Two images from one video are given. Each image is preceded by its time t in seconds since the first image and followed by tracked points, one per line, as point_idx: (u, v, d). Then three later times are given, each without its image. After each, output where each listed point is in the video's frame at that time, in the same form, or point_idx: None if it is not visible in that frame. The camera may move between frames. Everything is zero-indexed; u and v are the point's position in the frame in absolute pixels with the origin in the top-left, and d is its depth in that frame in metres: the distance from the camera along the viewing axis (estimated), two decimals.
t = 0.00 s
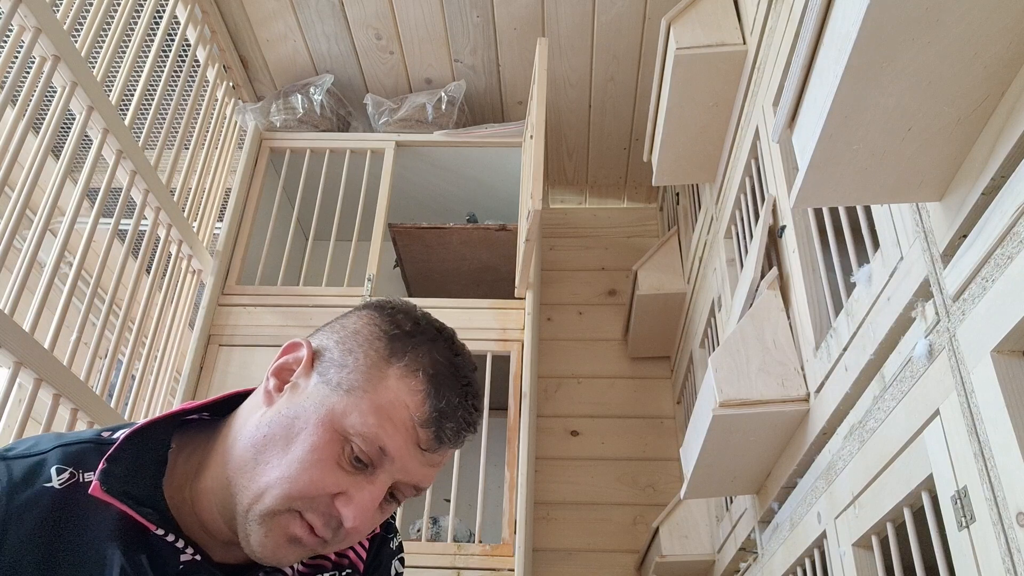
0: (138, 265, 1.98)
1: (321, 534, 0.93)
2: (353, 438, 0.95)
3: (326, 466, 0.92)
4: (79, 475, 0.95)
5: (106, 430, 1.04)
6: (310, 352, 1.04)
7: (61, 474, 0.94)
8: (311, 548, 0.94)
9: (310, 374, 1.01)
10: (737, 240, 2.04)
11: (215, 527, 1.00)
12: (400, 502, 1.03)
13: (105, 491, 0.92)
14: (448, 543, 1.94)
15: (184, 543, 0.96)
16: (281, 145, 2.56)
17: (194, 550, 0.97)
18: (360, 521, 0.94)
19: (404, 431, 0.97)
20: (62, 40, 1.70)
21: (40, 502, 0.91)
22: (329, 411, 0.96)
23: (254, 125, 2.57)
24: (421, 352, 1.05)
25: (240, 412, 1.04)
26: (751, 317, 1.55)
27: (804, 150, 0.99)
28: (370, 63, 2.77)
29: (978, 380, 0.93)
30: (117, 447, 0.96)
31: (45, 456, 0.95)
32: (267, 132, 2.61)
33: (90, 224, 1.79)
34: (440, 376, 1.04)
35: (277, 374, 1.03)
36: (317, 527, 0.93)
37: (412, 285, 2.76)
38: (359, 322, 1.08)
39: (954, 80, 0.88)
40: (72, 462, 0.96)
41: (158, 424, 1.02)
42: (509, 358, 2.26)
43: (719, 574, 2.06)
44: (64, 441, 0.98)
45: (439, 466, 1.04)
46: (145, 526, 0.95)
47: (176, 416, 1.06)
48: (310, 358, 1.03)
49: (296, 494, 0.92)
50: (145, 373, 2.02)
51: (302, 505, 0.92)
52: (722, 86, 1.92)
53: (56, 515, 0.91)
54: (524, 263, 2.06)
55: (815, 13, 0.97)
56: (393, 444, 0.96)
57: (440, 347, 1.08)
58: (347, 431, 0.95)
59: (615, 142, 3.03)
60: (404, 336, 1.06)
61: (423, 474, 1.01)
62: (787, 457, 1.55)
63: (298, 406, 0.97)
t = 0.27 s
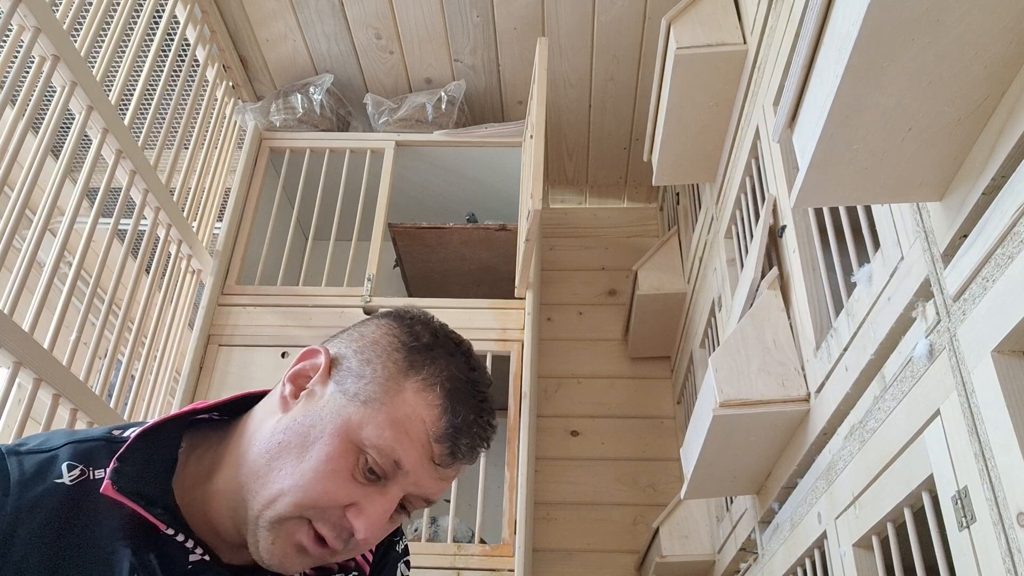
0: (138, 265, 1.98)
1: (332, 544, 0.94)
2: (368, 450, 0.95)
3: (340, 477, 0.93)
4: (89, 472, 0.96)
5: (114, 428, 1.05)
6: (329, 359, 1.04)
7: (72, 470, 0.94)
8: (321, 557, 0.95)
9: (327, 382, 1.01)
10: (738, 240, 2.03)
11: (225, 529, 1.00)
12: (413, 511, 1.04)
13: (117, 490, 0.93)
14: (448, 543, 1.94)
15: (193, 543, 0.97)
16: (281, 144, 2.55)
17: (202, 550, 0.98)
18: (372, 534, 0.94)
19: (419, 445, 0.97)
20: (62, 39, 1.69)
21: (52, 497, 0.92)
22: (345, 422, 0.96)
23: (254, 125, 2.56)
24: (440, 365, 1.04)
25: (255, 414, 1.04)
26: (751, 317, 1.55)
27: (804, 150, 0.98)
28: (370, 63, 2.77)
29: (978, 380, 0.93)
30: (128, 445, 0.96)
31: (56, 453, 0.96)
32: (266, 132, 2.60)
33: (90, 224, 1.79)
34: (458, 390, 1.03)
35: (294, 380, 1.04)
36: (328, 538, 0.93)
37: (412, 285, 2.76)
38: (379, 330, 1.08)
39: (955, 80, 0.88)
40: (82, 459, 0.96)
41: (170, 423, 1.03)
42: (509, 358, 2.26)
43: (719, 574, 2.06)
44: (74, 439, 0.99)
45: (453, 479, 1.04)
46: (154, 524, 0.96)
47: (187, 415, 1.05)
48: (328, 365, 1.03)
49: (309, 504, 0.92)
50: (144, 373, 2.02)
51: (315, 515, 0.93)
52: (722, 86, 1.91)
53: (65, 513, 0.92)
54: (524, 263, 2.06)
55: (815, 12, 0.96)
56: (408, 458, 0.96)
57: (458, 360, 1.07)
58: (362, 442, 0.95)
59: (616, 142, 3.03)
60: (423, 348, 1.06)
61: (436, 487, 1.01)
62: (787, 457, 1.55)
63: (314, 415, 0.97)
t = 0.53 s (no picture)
0: (138, 265, 1.98)
1: (338, 548, 0.94)
2: (378, 455, 0.95)
3: (349, 481, 0.93)
4: (97, 469, 0.96)
5: (122, 427, 1.05)
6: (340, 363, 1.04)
7: (79, 467, 0.94)
8: (327, 561, 0.95)
9: (338, 386, 1.01)
10: (738, 240, 2.03)
11: (230, 531, 1.01)
12: (419, 517, 1.04)
13: (124, 488, 0.92)
14: (448, 543, 1.94)
15: (198, 543, 0.97)
16: (281, 145, 2.54)
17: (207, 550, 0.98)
18: (379, 538, 0.95)
19: (428, 451, 0.97)
20: (62, 39, 1.69)
21: (60, 494, 0.92)
22: (355, 426, 0.96)
23: (254, 125, 2.56)
24: (450, 372, 1.04)
25: (264, 415, 1.04)
26: (751, 317, 1.55)
27: (804, 150, 0.98)
28: (370, 63, 2.77)
29: (978, 380, 0.93)
30: (135, 444, 0.96)
31: (65, 450, 0.96)
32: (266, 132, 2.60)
33: (90, 223, 1.79)
34: (468, 397, 1.03)
35: (305, 383, 1.04)
36: (335, 542, 0.93)
37: (412, 285, 2.76)
38: (389, 335, 1.08)
39: (955, 80, 0.88)
40: (89, 456, 0.97)
41: (177, 423, 1.03)
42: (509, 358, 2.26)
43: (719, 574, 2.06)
44: (82, 437, 0.99)
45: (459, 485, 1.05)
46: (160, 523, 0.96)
47: (192, 416, 1.06)
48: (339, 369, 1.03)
49: (317, 507, 0.93)
50: (144, 373, 2.02)
51: (322, 519, 0.93)
52: (722, 86, 1.91)
53: (71, 510, 0.92)
54: (524, 263, 2.06)
55: (815, 12, 0.96)
56: (417, 463, 0.96)
57: (468, 367, 1.07)
58: (372, 447, 0.95)
59: (616, 142, 3.03)
60: (434, 354, 1.06)
61: (444, 493, 1.01)
62: (787, 457, 1.55)
63: (324, 419, 0.97)
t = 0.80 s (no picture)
0: (138, 265, 1.98)
1: (342, 550, 0.94)
2: (383, 457, 0.95)
3: (354, 483, 0.93)
4: (102, 464, 0.96)
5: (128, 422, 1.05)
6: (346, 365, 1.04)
7: (84, 462, 0.94)
8: (331, 563, 0.95)
9: (343, 387, 1.01)
10: (738, 240, 2.03)
11: (234, 529, 1.00)
12: (422, 519, 1.04)
13: (132, 482, 0.92)
14: (448, 543, 1.94)
15: (205, 538, 0.97)
16: (281, 145, 2.54)
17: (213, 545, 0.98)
18: (382, 540, 0.95)
19: (433, 454, 0.97)
20: (62, 39, 1.69)
21: (65, 488, 0.92)
22: (360, 429, 0.96)
23: (254, 125, 2.56)
24: (456, 376, 1.04)
25: (270, 416, 1.04)
26: (751, 317, 1.55)
27: (804, 150, 0.98)
28: (370, 63, 2.77)
29: (978, 380, 0.92)
30: (142, 439, 0.96)
31: (71, 445, 0.96)
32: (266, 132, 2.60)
33: (90, 223, 1.79)
34: (474, 401, 1.03)
35: (310, 384, 1.04)
36: (339, 544, 0.94)
37: (412, 285, 2.76)
38: (395, 338, 1.08)
39: (954, 80, 0.88)
40: (95, 450, 0.96)
41: (182, 418, 1.02)
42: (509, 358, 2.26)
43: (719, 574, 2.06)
44: (88, 431, 0.99)
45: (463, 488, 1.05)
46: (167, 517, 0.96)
47: (199, 411, 1.05)
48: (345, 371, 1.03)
49: (321, 509, 0.93)
50: (144, 373, 2.02)
51: (327, 521, 0.93)
52: (721, 86, 1.91)
53: (74, 507, 0.91)
54: (524, 263, 2.06)
55: (815, 12, 0.96)
56: (422, 466, 0.96)
57: (474, 371, 1.07)
58: (377, 449, 0.95)
59: (616, 142, 3.03)
60: (440, 357, 1.06)
61: (448, 496, 1.01)
62: (787, 457, 1.55)
63: (330, 421, 0.98)
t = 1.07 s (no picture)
0: (138, 265, 1.98)
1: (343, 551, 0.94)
2: (385, 459, 0.95)
3: (356, 484, 0.93)
4: (105, 458, 0.96)
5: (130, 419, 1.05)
6: (349, 366, 1.04)
7: (88, 456, 0.95)
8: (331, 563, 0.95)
9: (346, 388, 1.01)
10: (738, 240, 2.03)
11: (237, 528, 1.01)
12: (422, 521, 1.04)
13: (137, 476, 0.92)
14: (448, 543, 1.94)
15: (209, 534, 0.96)
16: (281, 145, 2.54)
17: (216, 542, 0.97)
18: (383, 542, 0.95)
19: (435, 456, 0.98)
20: (62, 39, 1.69)
21: (69, 481, 0.92)
22: (363, 430, 0.96)
23: (254, 125, 2.56)
24: (459, 378, 1.04)
25: (272, 415, 1.04)
26: (751, 317, 1.55)
27: (804, 150, 0.98)
28: (370, 63, 2.77)
29: (978, 380, 0.93)
30: (146, 435, 0.96)
31: (74, 439, 0.96)
32: (266, 132, 2.60)
33: (90, 223, 1.79)
34: (476, 403, 1.04)
35: (313, 384, 1.03)
36: (340, 545, 0.94)
37: (412, 285, 2.76)
38: (399, 339, 1.07)
39: (954, 81, 0.88)
40: (99, 446, 0.97)
41: (184, 416, 1.02)
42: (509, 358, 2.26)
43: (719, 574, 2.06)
44: (91, 427, 0.99)
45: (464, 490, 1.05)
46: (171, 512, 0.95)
47: (202, 409, 1.05)
48: (348, 372, 1.03)
49: (323, 509, 0.93)
50: (145, 373, 2.02)
51: (328, 521, 0.93)
52: (721, 86, 1.91)
53: (77, 505, 0.91)
54: (524, 263, 2.06)
55: (815, 12, 0.96)
56: (424, 468, 0.96)
57: (476, 374, 1.07)
58: (380, 451, 0.95)
59: (616, 142, 3.03)
60: (443, 360, 1.06)
61: (449, 499, 1.01)
62: (787, 457, 1.55)
63: (332, 421, 0.98)
